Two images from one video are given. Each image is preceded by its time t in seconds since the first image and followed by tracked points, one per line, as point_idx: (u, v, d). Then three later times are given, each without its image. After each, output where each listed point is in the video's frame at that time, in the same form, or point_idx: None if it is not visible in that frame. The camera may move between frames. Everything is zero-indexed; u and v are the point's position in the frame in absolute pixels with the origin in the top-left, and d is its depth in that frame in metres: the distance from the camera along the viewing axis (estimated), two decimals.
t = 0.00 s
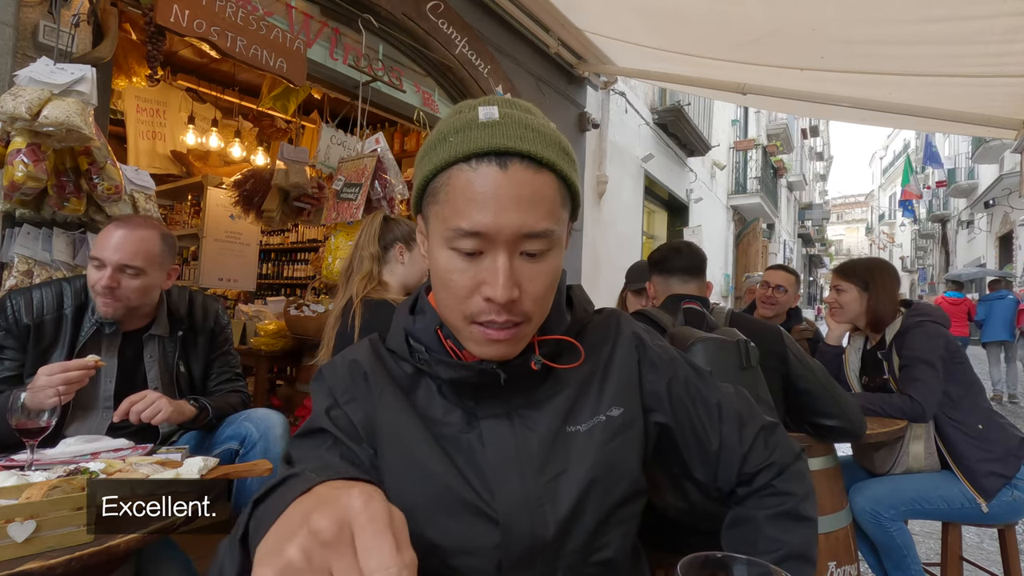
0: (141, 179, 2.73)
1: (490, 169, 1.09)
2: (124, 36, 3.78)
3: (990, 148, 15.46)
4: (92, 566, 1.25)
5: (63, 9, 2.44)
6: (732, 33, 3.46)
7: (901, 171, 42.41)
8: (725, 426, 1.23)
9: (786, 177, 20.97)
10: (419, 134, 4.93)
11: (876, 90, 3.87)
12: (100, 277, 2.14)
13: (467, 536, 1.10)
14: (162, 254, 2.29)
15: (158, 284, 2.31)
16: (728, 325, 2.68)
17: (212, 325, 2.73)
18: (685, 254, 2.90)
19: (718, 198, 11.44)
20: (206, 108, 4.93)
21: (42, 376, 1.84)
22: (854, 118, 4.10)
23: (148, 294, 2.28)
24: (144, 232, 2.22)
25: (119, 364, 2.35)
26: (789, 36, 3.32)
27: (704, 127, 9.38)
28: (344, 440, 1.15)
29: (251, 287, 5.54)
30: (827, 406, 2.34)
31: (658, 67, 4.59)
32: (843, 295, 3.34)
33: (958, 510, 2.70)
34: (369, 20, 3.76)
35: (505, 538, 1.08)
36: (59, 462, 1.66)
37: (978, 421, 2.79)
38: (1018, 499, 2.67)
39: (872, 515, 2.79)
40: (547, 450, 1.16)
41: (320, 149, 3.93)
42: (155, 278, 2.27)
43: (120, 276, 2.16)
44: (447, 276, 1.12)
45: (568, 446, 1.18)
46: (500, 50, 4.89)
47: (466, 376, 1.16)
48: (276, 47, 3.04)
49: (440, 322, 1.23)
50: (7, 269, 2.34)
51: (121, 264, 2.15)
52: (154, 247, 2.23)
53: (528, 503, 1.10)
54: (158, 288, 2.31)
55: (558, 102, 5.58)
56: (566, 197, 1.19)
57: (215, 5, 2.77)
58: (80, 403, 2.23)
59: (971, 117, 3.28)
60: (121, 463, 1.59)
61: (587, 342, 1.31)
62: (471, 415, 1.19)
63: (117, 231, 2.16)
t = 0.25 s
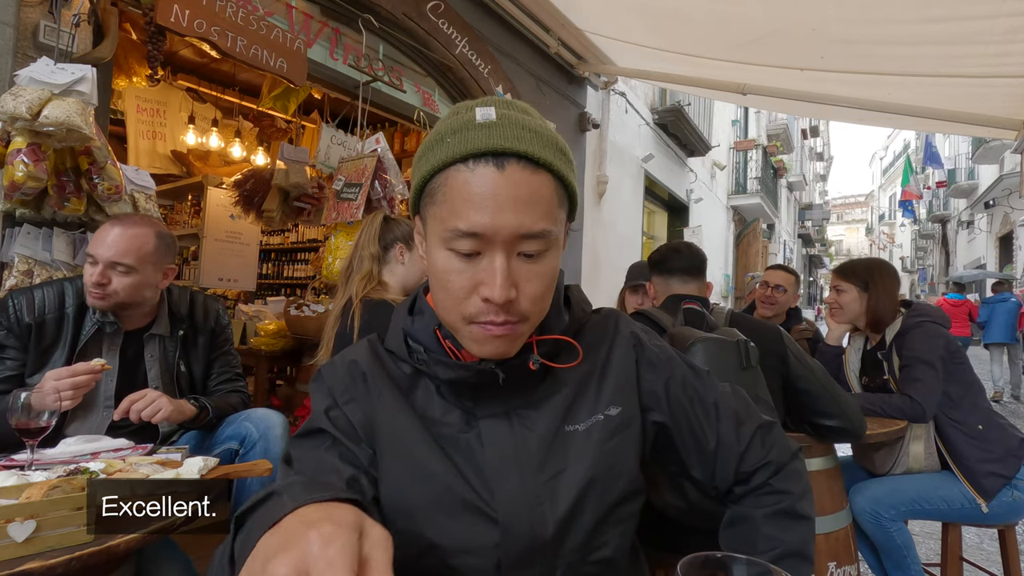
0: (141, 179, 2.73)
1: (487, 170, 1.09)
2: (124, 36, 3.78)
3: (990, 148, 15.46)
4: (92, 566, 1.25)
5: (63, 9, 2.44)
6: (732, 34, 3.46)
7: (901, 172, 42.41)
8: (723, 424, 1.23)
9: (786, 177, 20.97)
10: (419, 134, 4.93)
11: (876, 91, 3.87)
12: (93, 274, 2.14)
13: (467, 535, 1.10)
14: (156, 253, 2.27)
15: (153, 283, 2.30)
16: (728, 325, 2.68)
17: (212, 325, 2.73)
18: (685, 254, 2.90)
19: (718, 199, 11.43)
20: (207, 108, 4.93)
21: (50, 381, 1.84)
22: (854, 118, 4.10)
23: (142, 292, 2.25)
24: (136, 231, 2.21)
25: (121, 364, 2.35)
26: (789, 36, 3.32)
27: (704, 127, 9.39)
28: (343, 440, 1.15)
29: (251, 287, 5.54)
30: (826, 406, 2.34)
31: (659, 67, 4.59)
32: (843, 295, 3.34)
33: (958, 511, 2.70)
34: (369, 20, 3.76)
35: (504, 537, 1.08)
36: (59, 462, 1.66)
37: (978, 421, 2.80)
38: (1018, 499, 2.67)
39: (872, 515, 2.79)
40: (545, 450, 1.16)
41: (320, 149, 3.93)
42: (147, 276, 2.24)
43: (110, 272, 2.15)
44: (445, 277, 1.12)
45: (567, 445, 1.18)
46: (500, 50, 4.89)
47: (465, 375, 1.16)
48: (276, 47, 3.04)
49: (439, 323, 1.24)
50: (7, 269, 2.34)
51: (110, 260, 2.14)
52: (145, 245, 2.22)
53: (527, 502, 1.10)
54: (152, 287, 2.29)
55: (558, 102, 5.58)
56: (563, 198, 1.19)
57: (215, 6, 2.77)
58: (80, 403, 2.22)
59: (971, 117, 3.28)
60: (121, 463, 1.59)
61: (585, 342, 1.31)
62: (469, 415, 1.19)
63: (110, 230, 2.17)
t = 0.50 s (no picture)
0: (141, 179, 2.73)
1: (487, 169, 1.09)
2: (124, 36, 3.78)
3: (990, 148, 15.46)
4: (93, 566, 1.25)
5: (63, 9, 2.43)
6: (733, 34, 3.46)
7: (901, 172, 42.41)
8: (723, 425, 1.24)
9: (786, 177, 20.96)
10: (419, 134, 4.93)
11: (876, 91, 3.87)
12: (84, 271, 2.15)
13: (467, 536, 1.10)
14: (146, 256, 2.25)
15: (144, 285, 2.28)
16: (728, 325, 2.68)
17: (213, 325, 2.73)
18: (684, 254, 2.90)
19: (718, 199, 11.43)
20: (207, 108, 4.93)
21: (53, 381, 1.87)
22: (854, 119, 4.10)
23: (132, 294, 2.24)
24: (128, 233, 2.19)
25: (122, 363, 2.36)
26: (789, 36, 3.32)
27: (704, 127, 9.38)
28: (344, 440, 1.14)
29: (251, 287, 5.54)
30: (826, 407, 2.34)
31: (659, 67, 4.59)
32: (845, 295, 3.31)
33: (958, 511, 2.69)
34: (369, 20, 3.76)
35: (504, 537, 1.08)
36: (59, 462, 1.66)
37: (978, 421, 2.80)
38: (1018, 499, 2.67)
39: (872, 516, 2.79)
40: (546, 450, 1.16)
41: (320, 149, 3.93)
42: (134, 280, 2.22)
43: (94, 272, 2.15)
44: (445, 276, 1.12)
45: (567, 446, 1.18)
46: (500, 50, 4.89)
47: (466, 376, 1.16)
48: (276, 47, 3.03)
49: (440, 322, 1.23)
50: (7, 269, 2.35)
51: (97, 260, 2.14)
52: (134, 248, 2.19)
53: (528, 502, 1.10)
54: (142, 288, 2.28)
55: (558, 102, 5.58)
56: (564, 196, 1.19)
57: (215, 6, 2.77)
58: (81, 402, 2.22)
59: (971, 117, 3.28)
60: (120, 463, 1.59)
61: (585, 342, 1.31)
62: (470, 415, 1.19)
63: (102, 231, 2.16)
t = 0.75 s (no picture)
0: (141, 179, 2.73)
1: (487, 161, 1.10)
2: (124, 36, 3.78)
3: (990, 148, 15.46)
4: (92, 566, 1.26)
5: (63, 9, 2.43)
6: (733, 34, 3.46)
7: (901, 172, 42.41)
8: (726, 426, 1.23)
9: (786, 177, 20.96)
10: (419, 134, 4.93)
11: (876, 91, 3.87)
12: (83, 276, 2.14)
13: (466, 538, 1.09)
14: (145, 259, 2.22)
15: (144, 288, 2.26)
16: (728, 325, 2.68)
17: (214, 325, 2.73)
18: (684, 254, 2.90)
19: (718, 199, 11.43)
20: (207, 108, 4.93)
21: (53, 379, 1.87)
22: (854, 119, 4.10)
23: (132, 296, 2.23)
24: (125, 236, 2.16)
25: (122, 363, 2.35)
26: (789, 36, 3.32)
27: (704, 127, 9.38)
28: (344, 441, 1.15)
29: (251, 287, 5.54)
30: (826, 407, 2.34)
31: (659, 67, 4.59)
32: (845, 295, 3.31)
33: (958, 511, 2.69)
34: (369, 20, 3.76)
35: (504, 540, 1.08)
36: (59, 462, 1.66)
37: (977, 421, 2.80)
38: (1018, 499, 2.67)
39: (873, 516, 2.79)
40: (547, 452, 1.16)
41: (320, 149, 3.93)
42: (134, 283, 2.21)
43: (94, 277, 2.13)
44: (446, 271, 1.12)
45: (568, 448, 1.18)
46: (500, 50, 4.89)
47: (466, 377, 1.17)
48: (276, 47, 3.03)
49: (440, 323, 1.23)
50: (7, 269, 2.35)
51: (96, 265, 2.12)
52: (131, 252, 2.17)
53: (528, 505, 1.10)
54: (142, 291, 2.26)
55: (558, 102, 5.58)
56: (563, 189, 1.19)
57: (215, 5, 2.76)
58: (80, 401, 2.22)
59: (971, 117, 3.28)
60: (120, 463, 1.59)
61: (587, 344, 1.31)
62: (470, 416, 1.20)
63: (99, 235, 2.14)
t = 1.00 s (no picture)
0: (141, 179, 2.73)
1: (469, 148, 1.12)
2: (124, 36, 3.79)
3: (990, 148, 15.45)
4: (92, 566, 1.24)
5: (63, 9, 2.43)
6: (733, 34, 3.45)
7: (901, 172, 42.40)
8: (733, 433, 1.23)
9: (786, 177, 20.96)
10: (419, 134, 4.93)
11: (876, 91, 3.87)
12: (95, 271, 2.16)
13: (466, 546, 1.11)
14: (157, 251, 2.27)
15: (155, 281, 2.30)
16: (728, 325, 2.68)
17: (214, 324, 2.73)
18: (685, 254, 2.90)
19: (718, 199, 11.43)
20: (207, 108, 4.93)
21: (54, 380, 1.87)
22: (854, 119, 4.10)
23: (145, 290, 2.26)
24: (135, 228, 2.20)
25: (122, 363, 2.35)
26: (790, 36, 3.32)
27: (704, 127, 9.38)
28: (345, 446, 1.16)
29: (252, 287, 5.54)
30: (826, 407, 2.34)
31: (659, 67, 4.59)
32: (846, 295, 3.30)
33: (958, 511, 2.69)
34: (369, 20, 3.76)
35: (504, 549, 1.09)
36: (59, 462, 1.66)
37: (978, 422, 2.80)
38: (1018, 499, 2.67)
39: (873, 516, 2.79)
40: (549, 459, 1.16)
41: (320, 149, 3.93)
42: (148, 275, 2.25)
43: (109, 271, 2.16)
44: (433, 262, 1.11)
45: (572, 456, 1.17)
46: (500, 50, 4.88)
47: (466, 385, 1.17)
48: (276, 47, 3.03)
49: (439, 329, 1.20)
50: (7, 269, 2.35)
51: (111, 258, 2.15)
52: (144, 244, 2.21)
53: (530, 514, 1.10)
54: (154, 284, 2.30)
55: (558, 102, 5.58)
56: (552, 179, 1.19)
57: (215, 5, 2.77)
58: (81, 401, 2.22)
59: (971, 117, 3.28)
60: (120, 463, 1.59)
61: (592, 349, 1.30)
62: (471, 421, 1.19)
63: (110, 228, 2.17)
